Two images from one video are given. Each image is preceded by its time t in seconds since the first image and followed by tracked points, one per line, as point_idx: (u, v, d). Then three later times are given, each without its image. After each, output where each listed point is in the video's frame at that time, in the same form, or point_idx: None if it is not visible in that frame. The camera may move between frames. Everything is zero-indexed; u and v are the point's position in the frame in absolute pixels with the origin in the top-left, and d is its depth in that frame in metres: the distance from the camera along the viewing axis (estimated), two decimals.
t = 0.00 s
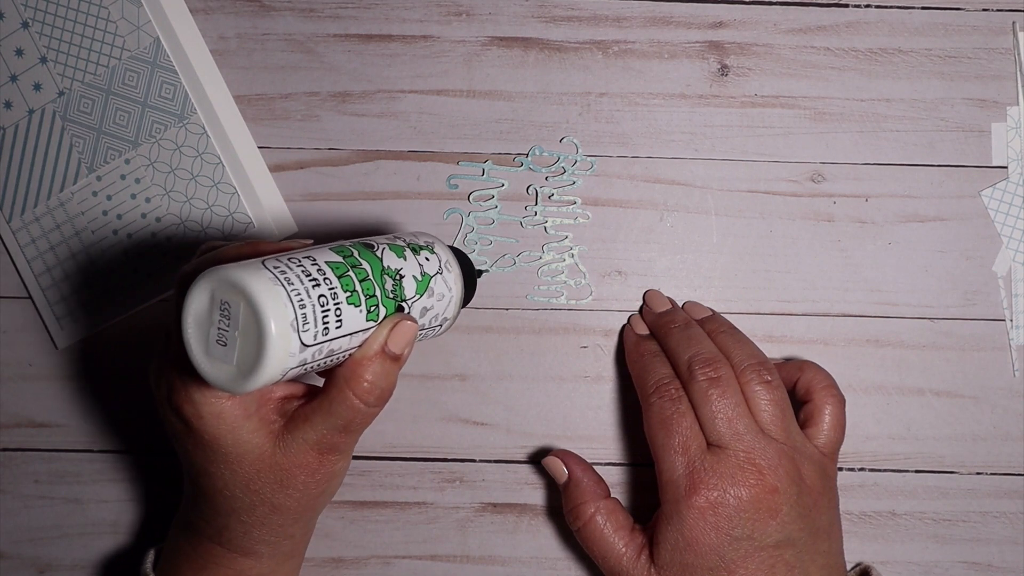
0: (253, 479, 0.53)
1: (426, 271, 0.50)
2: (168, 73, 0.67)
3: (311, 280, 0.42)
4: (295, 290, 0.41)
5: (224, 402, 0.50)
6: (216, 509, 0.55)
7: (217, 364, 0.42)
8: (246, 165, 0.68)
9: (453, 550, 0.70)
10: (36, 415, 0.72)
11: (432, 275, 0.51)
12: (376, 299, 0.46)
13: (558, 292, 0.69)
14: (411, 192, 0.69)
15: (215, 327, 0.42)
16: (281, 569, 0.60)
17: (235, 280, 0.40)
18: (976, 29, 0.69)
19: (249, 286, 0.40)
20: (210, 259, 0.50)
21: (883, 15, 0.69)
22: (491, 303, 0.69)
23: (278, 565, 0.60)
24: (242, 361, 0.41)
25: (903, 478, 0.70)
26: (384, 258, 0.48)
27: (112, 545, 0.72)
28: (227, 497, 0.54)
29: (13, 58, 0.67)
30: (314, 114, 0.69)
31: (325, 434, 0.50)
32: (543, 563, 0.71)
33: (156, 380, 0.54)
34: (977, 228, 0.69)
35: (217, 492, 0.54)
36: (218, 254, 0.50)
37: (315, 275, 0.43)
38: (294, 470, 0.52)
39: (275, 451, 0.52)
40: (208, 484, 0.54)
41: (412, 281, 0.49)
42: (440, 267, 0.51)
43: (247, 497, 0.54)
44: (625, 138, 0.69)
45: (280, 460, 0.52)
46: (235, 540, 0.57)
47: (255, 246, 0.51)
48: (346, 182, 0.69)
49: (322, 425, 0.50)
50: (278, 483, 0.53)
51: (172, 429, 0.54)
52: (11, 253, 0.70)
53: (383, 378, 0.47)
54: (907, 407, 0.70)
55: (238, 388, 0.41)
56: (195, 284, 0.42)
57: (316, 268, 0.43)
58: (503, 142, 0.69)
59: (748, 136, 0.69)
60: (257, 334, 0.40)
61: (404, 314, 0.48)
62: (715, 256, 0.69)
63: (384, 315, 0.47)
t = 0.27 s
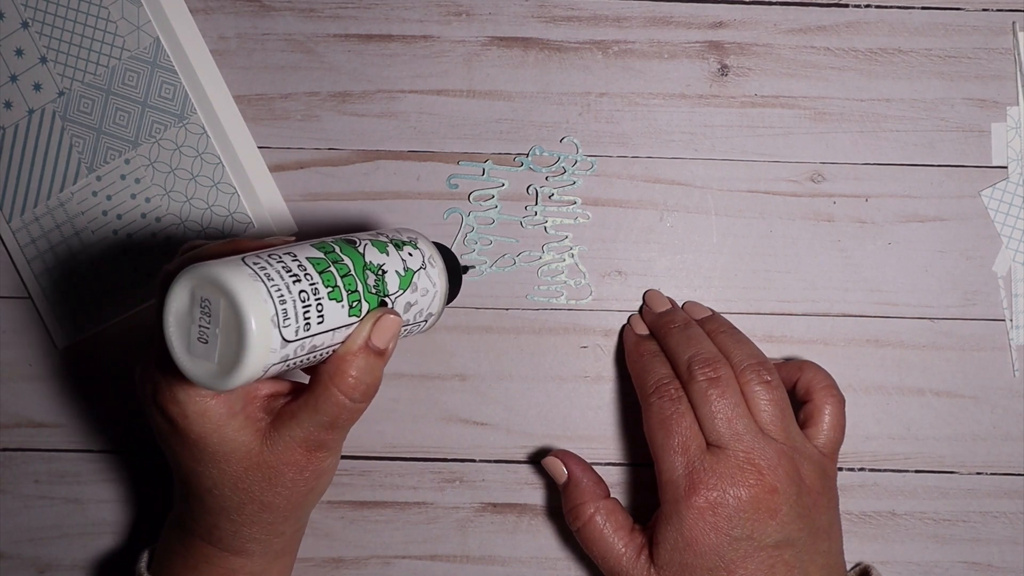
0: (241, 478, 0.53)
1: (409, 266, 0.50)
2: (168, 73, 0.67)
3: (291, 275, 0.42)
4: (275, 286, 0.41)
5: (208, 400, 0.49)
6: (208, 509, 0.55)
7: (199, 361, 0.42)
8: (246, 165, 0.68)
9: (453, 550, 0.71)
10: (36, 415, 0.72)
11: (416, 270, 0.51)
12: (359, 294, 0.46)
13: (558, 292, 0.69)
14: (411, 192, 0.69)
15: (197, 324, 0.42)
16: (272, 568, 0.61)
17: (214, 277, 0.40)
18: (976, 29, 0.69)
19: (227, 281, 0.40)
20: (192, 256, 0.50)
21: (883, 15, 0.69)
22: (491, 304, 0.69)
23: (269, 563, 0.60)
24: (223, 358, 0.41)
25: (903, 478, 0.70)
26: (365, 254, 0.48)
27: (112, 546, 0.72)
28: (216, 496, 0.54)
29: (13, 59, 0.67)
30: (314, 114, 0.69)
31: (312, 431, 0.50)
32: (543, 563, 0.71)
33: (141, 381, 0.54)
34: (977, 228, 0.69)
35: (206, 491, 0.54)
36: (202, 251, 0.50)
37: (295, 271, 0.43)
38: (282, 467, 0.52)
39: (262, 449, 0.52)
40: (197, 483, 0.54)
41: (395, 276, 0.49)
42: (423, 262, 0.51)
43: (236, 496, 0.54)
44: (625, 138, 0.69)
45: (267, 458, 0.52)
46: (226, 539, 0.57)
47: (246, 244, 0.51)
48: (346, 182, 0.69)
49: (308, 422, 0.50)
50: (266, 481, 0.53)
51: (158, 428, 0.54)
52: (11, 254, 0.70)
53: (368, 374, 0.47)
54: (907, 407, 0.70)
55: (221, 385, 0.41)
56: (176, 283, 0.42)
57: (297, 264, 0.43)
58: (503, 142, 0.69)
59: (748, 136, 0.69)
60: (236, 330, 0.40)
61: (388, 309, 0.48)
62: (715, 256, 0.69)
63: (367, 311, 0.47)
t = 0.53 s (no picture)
0: (255, 474, 0.53)
1: (425, 263, 0.50)
2: (168, 73, 0.67)
3: (308, 274, 0.42)
4: (292, 284, 0.41)
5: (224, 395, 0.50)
6: (217, 506, 0.56)
7: (216, 359, 0.42)
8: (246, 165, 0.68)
9: (453, 550, 0.71)
10: (36, 415, 0.72)
11: (431, 267, 0.51)
12: (374, 292, 0.46)
13: (558, 292, 0.69)
14: (411, 192, 0.69)
15: (213, 322, 0.42)
16: (283, 565, 0.60)
17: (231, 276, 0.40)
18: (977, 29, 0.69)
19: (245, 280, 0.40)
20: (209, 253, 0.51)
21: (883, 14, 0.69)
22: (491, 304, 0.69)
23: (280, 560, 0.60)
24: (241, 356, 0.41)
25: (903, 478, 0.70)
26: (381, 251, 0.48)
27: (112, 546, 0.72)
28: (230, 491, 0.54)
29: (13, 59, 0.68)
30: (314, 114, 0.69)
31: (327, 428, 0.50)
32: (543, 563, 0.71)
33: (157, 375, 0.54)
34: (977, 228, 0.69)
35: (220, 486, 0.54)
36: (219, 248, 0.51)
37: (312, 269, 0.43)
38: (296, 464, 0.52)
39: (277, 445, 0.52)
40: (212, 478, 0.54)
41: (411, 273, 0.49)
42: (438, 259, 0.51)
43: (250, 492, 0.54)
44: (625, 138, 0.69)
45: (281, 455, 0.52)
46: (239, 534, 0.57)
47: (247, 242, 0.51)
48: (346, 182, 0.69)
49: (323, 419, 0.50)
50: (280, 477, 0.53)
51: (173, 424, 0.54)
52: (11, 254, 0.70)
53: (384, 371, 0.47)
54: (907, 407, 0.70)
55: (238, 383, 0.41)
56: (192, 281, 0.42)
57: (314, 262, 0.43)
58: (503, 142, 0.69)
59: (748, 136, 0.69)
60: (254, 329, 0.40)
61: (404, 307, 0.48)
62: (715, 256, 0.69)
63: (383, 309, 0.47)
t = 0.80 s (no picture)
0: (243, 474, 0.53)
1: (406, 257, 0.50)
2: (168, 73, 0.67)
3: (287, 271, 0.42)
4: (271, 282, 0.41)
5: (208, 397, 0.49)
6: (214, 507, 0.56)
7: (198, 360, 0.42)
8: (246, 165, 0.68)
9: (453, 550, 0.71)
10: (36, 415, 0.72)
11: (413, 260, 0.51)
12: (355, 287, 0.46)
13: (558, 292, 0.69)
14: (411, 192, 0.69)
15: (194, 323, 0.42)
16: (273, 567, 0.60)
17: (209, 276, 0.40)
18: (977, 29, 0.69)
19: (223, 280, 0.40)
20: (189, 255, 0.50)
21: (883, 14, 0.69)
22: (492, 304, 0.69)
23: (272, 561, 0.60)
24: (222, 356, 0.41)
25: (903, 478, 0.70)
26: (362, 247, 0.48)
27: (112, 546, 0.72)
28: (219, 493, 0.54)
29: (13, 59, 0.67)
30: (314, 114, 0.69)
31: (312, 425, 0.50)
32: (543, 563, 0.71)
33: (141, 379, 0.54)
34: (977, 228, 0.69)
35: (209, 489, 0.54)
36: (199, 250, 0.51)
37: (291, 266, 0.43)
38: (284, 463, 0.52)
39: (264, 445, 0.52)
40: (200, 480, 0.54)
41: (392, 267, 0.49)
42: (421, 253, 0.51)
43: (239, 493, 0.54)
44: (625, 138, 0.69)
45: (269, 454, 0.52)
46: (230, 535, 0.57)
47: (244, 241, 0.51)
48: (346, 182, 0.69)
49: (308, 417, 0.50)
50: (267, 477, 0.53)
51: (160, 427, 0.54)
52: (12, 254, 0.70)
53: (368, 366, 0.47)
54: (907, 407, 0.70)
55: (221, 383, 0.42)
56: (171, 283, 0.42)
57: (293, 259, 0.43)
58: (503, 142, 0.69)
59: (748, 136, 0.69)
60: (234, 328, 0.40)
61: (385, 301, 0.48)
62: (715, 256, 0.69)
63: (365, 304, 0.47)
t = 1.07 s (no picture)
0: (237, 475, 0.53)
1: (398, 254, 0.50)
2: (168, 73, 0.67)
3: (276, 272, 0.42)
4: (260, 284, 0.41)
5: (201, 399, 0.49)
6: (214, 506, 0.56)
7: (188, 363, 0.42)
8: (247, 164, 0.68)
9: (452, 550, 0.71)
10: (36, 415, 0.72)
11: (405, 258, 0.51)
12: (346, 286, 0.46)
13: (558, 292, 0.69)
14: (411, 192, 0.69)
15: (184, 327, 0.42)
16: (271, 567, 0.60)
17: (197, 280, 0.40)
18: (976, 29, 0.69)
19: (211, 284, 0.40)
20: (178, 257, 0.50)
21: (883, 14, 0.69)
22: (492, 304, 0.69)
23: (269, 560, 0.60)
24: (212, 359, 0.41)
25: (903, 478, 0.70)
26: (352, 246, 0.47)
27: (112, 546, 0.72)
28: (215, 494, 0.54)
29: (13, 59, 0.67)
30: (314, 114, 0.69)
31: (306, 425, 0.50)
32: (543, 563, 0.71)
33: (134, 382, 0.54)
34: (977, 228, 0.69)
35: (204, 490, 0.54)
36: (188, 251, 0.50)
37: (279, 267, 0.43)
38: (278, 464, 0.52)
39: (257, 446, 0.52)
40: (196, 482, 0.54)
41: (383, 265, 0.49)
42: (412, 250, 0.51)
43: (234, 494, 0.54)
44: (625, 138, 0.69)
45: (263, 454, 0.52)
46: (226, 536, 0.57)
47: (244, 241, 0.51)
48: (345, 182, 0.69)
49: (301, 417, 0.50)
50: (262, 478, 0.53)
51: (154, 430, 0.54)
52: (12, 254, 0.70)
53: (360, 366, 0.47)
54: (907, 407, 0.70)
55: (211, 386, 0.42)
56: (161, 287, 0.42)
57: (282, 260, 0.43)
58: (503, 142, 0.69)
59: (748, 136, 0.69)
60: (223, 332, 0.40)
61: (377, 300, 0.48)
62: (715, 256, 0.69)
63: (357, 303, 0.47)
